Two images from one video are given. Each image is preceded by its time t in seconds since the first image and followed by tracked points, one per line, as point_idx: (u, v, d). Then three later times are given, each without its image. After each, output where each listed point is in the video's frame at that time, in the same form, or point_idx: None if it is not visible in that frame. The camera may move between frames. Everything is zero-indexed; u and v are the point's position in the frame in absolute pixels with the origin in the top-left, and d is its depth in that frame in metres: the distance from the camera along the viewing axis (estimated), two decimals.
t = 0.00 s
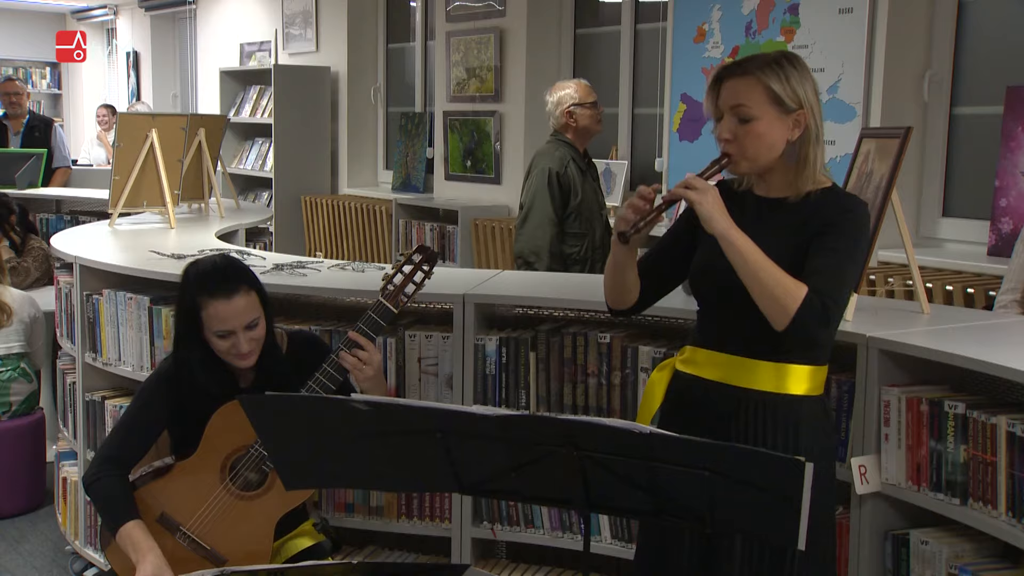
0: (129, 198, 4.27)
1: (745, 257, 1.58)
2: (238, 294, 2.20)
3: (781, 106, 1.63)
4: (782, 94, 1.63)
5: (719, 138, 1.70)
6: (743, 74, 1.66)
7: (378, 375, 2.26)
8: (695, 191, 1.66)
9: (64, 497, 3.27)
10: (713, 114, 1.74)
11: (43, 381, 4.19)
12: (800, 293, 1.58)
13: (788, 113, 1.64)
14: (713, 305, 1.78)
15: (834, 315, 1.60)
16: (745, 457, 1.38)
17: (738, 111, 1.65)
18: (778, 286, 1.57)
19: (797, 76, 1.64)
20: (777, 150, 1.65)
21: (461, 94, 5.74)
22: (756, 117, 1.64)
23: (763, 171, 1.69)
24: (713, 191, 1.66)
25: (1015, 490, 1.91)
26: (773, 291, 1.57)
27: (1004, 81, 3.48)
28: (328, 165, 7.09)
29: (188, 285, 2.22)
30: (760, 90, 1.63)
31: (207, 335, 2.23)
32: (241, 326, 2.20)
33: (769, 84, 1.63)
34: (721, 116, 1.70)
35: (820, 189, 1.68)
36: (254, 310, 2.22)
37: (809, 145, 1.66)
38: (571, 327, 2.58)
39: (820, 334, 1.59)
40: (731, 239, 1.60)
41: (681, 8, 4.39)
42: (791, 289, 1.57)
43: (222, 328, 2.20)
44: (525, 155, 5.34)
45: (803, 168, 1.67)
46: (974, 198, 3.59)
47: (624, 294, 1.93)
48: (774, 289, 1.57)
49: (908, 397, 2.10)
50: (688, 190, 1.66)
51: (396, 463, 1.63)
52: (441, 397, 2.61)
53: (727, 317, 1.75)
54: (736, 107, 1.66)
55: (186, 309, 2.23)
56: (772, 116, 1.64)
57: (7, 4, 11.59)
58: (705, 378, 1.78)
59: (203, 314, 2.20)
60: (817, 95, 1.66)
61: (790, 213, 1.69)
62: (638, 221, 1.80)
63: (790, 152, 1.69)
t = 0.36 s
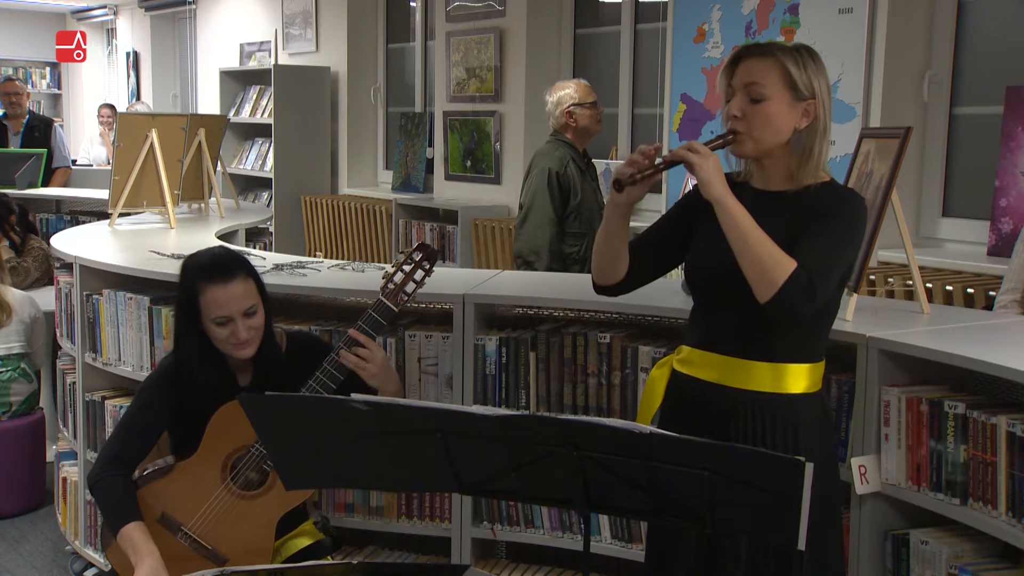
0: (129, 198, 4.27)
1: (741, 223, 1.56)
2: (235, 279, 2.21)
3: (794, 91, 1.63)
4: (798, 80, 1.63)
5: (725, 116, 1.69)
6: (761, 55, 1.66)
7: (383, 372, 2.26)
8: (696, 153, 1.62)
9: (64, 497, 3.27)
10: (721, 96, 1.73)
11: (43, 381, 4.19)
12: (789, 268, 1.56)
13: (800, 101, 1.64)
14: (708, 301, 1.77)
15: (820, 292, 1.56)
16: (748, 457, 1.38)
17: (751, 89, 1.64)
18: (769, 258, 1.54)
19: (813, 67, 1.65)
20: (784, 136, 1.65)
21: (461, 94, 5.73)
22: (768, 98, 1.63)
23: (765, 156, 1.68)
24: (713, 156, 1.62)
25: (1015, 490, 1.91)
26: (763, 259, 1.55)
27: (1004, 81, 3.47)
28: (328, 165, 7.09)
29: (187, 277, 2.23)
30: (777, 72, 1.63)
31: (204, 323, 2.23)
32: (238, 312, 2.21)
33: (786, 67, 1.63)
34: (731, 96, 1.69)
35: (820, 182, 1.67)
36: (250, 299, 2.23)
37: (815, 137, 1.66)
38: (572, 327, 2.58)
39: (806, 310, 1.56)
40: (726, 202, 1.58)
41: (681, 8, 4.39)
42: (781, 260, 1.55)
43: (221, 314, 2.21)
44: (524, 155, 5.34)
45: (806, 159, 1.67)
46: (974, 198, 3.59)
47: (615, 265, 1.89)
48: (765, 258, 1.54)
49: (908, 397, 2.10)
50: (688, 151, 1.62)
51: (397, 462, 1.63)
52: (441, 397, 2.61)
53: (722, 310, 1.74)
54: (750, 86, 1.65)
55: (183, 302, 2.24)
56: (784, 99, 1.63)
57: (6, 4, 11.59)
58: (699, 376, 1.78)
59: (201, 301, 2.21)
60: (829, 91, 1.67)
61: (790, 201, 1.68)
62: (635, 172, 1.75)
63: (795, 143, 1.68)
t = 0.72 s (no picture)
0: (129, 199, 4.27)
1: (730, 210, 1.56)
2: (245, 272, 2.22)
3: (800, 88, 1.63)
4: (803, 78, 1.63)
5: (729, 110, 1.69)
6: (769, 52, 1.66)
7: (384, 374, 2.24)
8: (691, 139, 1.62)
9: (64, 497, 3.27)
10: (727, 92, 1.74)
11: (43, 381, 4.19)
12: (777, 260, 1.55)
13: (805, 98, 1.64)
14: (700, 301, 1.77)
15: (808, 284, 1.55)
16: (748, 457, 1.38)
17: (756, 84, 1.65)
18: (758, 246, 1.54)
19: (821, 65, 1.65)
20: (787, 132, 1.65)
21: (461, 94, 5.74)
22: (773, 93, 1.63)
23: (768, 151, 1.68)
24: (706, 142, 1.63)
25: (1015, 490, 1.91)
26: (751, 248, 1.54)
27: (1004, 81, 3.47)
28: (328, 165, 7.09)
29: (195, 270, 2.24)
30: (783, 68, 1.63)
31: (211, 315, 2.24)
32: (247, 304, 2.22)
33: (793, 63, 1.63)
34: (736, 91, 1.70)
35: (821, 182, 1.68)
36: (259, 291, 2.24)
37: (819, 135, 1.66)
38: (571, 327, 2.58)
39: (793, 303, 1.54)
40: (716, 188, 1.58)
41: (681, 8, 4.39)
42: (770, 251, 1.54)
43: (229, 306, 2.22)
44: (524, 154, 5.34)
45: (809, 157, 1.67)
46: (974, 198, 3.59)
47: (608, 255, 1.89)
48: (755, 246, 1.54)
49: (908, 397, 2.11)
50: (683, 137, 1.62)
51: (397, 462, 1.63)
52: (441, 397, 2.61)
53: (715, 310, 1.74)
54: (755, 81, 1.65)
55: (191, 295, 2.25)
56: (790, 96, 1.63)
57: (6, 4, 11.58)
58: (693, 378, 1.78)
59: (211, 291, 2.22)
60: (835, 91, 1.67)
61: (789, 196, 1.68)
62: (627, 156, 1.77)
63: (799, 141, 1.68)
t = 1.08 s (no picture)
0: (129, 199, 4.27)
1: (724, 207, 1.56)
2: (263, 262, 2.25)
3: (799, 88, 1.63)
4: (804, 77, 1.63)
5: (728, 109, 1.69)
6: (769, 52, 1.66)
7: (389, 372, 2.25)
8: (687, 134, 1.61)
9: (64, 497, 3.27)
10: (727, 92, 1.74)
11: (44, 382, 4.19)
12: (770, 259, 1.55)
13: (804, 98, 1.64)
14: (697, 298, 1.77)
15: (801, 285, 1.55)
16: (752, 459, 1.37)
17: (756, 83, 1.65)
18: (750, 245, 1.54)
19: (820, 66, 1.65)
20: (786, 131, 1.65)
21: (461, 94, 5.74)
22: (773, 92, 1.63)
23: (767, 150, 1.68)
24: (702, 138, 1.63)
25: (1015, 489, 1.91)
26: (744, 248, 1.54)
27: (1004, 81, 3.47)
28: (328, 165, 7.09)
29: (217, 256, 2.28)
30: (783, 68, 1.64)
31: (227, 303, 2.26)
32: (263, 295, 2.25)
33: (793, 63, 1.63)
34: (736, 91, 1.70)
35: (820, 182, 1.68)
36: (277, 281, 2.27)
37: (818, 136, 1.66)
38: (571, 327, 2.58)
39: (784, 303, 1.54)
40: (708, 183, 1.58)
41: (681, 8, 4.39)
42: (762, 250, 1.54)
43: (245, 294, 2.24)
44: (524, 154, 5.34)
45: (808, 157, 1.67)
46: (974, 198, 3.59)
47: (606, 254, 1.89)
48: (747, 246, 1.54)
49: (908, 397, 2.11)
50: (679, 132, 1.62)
51: (397, 462, 1.63)
52: (441, 397, 2.61)
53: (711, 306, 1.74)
54: (755, 80, 1.65)
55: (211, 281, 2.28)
56: (789, 95, 1.63)
57: (6, 4, 11.58)
58: (688, 377, 1.78)
59: (230, 277, 2.24)
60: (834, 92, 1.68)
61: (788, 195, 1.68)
62: (622, 154, 1.77)
63: (798, 140, 1.68)
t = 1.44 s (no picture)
0: (129, 199, 4.26)
1: (720, 217, 1.56)
2: (272, 253, 2.27)
3: (798, 87, 1.64)
4: (803, 76, 1.64)
5: (727, 108, 1.70)
6: (768, 51, 1.67)
7: (392, 371, 2.25)
8: (681, 138, 1.62)
9: (64, 497, 3.27)
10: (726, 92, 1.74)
11: (45, 382, 4.19)
12: (765, 266, 1.55)
13: (803, 96, 1.64)
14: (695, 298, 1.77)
15: (797, 290, 1.55)
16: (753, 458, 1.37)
17: (754, 82, 1.65)
18: (744, 252, 1.54)
19: (820, 65, 1.65)
20: (785, 130, 1.65)
21: (461, 94, 5.74)
22: (771, 91, 1.64)
23: (765, 149, 1.68)
24: (697, 142, 1.62)
25: (1015, 489, 1.91)
26: (738, 253, 1.54)
27: (1005, 81, 3.47)
28: (328, 165, 7.09)
29: (224, 253, 2.27)
30: (782, 67, 1.64)
31: (235, 296, 2.26)
32: (270, 286, 2.25)
33: (791, 63, 1.64)
34: (735, 90, 1.70)
35: (819, 181, 1.68)
36: (283, 274, 2.28)
37: (817, 134, 1.66)
38: (571, 327, 2.58)
39: (779, 308, 1.54)
40: (704, 190, 1.58)
41: (681, 8, 4.39)
42: (758, 257, 1.54)
43: (253, 286, 2.25)
44: (524, 154, 5.34)
45: (807, 155, 1.67)
46: (974, 198, 3.59)
47: (607, 261, 1.89)
48: (742, 252, 1.54)
49: (908, 397, 2.11)
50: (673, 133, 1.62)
51: (398, 463, 1.63)
52: (441, 397, 2.62)
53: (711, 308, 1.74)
54: (753, 79, 1.66)
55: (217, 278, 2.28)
56: (787, 94, 1.64)
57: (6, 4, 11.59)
58: (687, 376, 1.78)
59: (240, 267, 2.25)
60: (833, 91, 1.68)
61: (789, 194, 1.68)
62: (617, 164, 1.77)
63: (797, 139, 1.68)
